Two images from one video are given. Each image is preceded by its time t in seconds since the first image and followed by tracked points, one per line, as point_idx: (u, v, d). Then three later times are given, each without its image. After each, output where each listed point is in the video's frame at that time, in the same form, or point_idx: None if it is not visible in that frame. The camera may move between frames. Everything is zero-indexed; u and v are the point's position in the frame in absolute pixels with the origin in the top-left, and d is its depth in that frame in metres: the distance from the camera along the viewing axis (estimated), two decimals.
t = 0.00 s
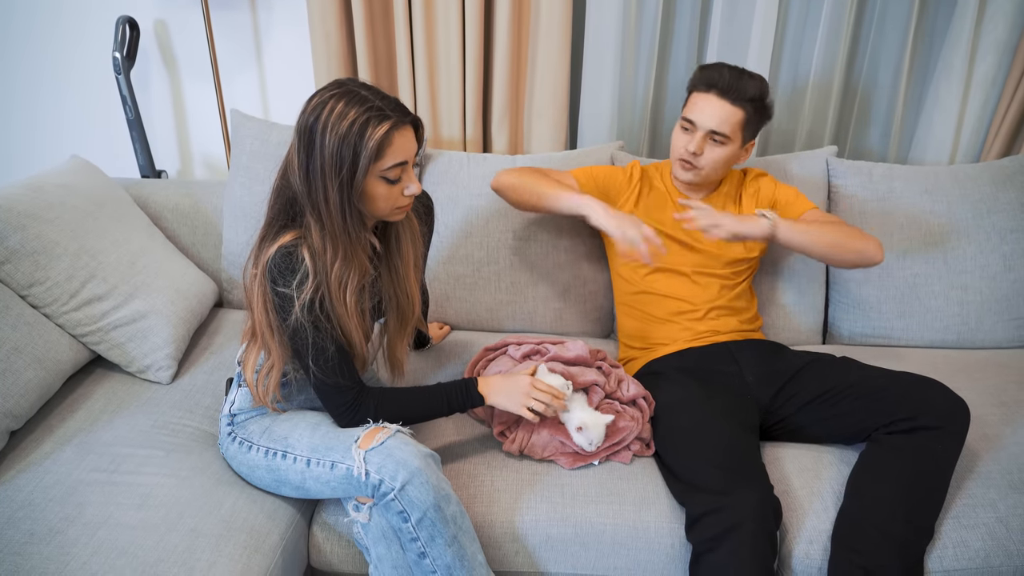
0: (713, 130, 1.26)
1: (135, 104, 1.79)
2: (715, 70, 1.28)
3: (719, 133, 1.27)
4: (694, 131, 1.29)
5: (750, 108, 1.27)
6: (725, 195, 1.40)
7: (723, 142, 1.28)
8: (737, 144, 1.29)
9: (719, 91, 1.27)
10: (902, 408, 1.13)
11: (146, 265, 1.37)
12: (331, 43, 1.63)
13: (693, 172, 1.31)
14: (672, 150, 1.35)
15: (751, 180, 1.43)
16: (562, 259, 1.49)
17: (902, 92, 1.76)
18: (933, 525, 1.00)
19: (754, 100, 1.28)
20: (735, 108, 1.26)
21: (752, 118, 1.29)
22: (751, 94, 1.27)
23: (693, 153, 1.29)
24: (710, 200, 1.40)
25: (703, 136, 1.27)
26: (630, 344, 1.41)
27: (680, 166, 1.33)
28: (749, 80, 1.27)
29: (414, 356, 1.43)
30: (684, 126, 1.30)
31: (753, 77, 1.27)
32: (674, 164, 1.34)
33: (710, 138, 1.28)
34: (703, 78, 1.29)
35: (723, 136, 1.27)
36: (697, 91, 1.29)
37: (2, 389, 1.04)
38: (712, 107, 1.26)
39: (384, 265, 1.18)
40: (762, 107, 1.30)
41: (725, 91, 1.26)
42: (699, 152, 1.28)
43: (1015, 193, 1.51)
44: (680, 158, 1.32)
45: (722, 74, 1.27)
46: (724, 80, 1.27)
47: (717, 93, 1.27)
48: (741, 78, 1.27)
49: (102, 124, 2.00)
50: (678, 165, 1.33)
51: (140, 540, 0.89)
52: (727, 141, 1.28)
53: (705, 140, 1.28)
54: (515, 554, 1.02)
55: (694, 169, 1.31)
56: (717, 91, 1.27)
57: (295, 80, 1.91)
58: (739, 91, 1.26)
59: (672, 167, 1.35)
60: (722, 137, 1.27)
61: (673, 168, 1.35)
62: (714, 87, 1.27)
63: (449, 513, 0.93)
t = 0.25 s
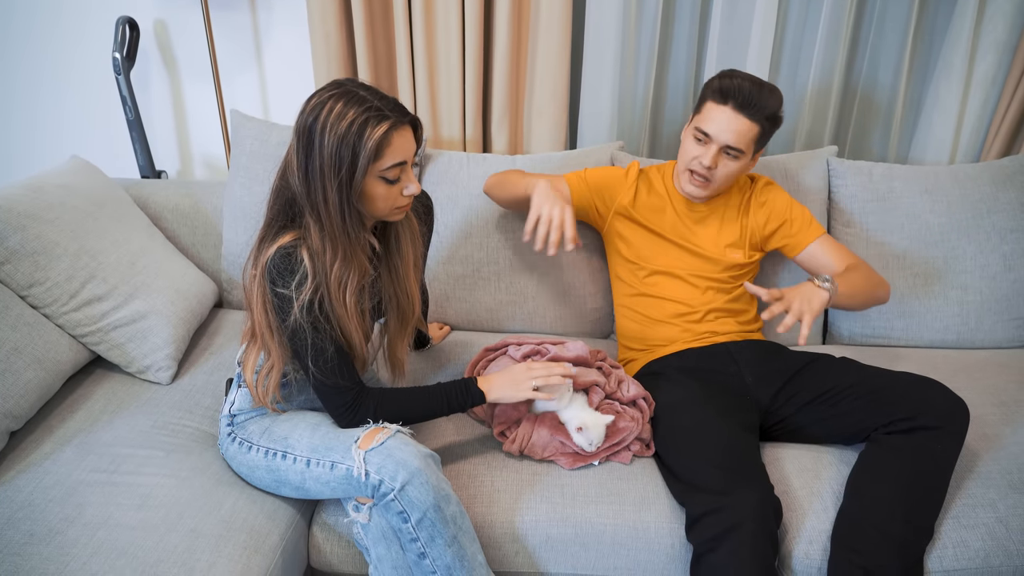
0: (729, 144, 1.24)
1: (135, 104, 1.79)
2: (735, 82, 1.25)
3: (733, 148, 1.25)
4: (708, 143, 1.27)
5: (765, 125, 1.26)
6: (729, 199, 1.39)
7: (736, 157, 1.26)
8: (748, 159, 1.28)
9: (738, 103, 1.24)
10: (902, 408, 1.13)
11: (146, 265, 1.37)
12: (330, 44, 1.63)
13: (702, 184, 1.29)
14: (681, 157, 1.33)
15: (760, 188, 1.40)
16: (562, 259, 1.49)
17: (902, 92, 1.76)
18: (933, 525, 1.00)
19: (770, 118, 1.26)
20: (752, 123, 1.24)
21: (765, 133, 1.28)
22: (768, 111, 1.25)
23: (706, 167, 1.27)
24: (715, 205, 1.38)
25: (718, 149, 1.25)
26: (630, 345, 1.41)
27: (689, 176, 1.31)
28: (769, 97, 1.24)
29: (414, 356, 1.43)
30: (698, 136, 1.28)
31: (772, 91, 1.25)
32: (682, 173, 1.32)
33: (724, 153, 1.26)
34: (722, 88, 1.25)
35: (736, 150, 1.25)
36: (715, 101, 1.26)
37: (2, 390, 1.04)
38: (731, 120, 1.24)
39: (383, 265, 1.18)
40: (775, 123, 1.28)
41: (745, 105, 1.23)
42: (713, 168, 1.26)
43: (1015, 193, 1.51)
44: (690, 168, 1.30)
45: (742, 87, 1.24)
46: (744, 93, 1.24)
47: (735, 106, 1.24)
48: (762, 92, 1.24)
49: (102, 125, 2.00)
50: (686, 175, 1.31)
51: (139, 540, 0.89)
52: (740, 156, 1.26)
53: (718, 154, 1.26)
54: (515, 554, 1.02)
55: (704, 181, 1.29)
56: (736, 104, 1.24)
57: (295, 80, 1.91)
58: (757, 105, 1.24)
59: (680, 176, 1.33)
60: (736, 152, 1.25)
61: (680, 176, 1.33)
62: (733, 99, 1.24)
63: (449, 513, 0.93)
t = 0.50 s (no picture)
0: (754, 138, 1.28)
1: (134, 106, 1.79)
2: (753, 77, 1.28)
3: (757, 141, 1.29)
4: (732, 137, 1.28)
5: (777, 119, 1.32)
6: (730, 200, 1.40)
7: (757, 149, 1.30)
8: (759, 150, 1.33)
9: (759, 98, 1.27)
10: (902, 409, 1.13)
11: (146, 267, 1.37)
12: (330, 45, 1.63)
13: (726, 178, 1.31)
14: (697, 153, 1.33)
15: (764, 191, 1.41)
16: (562, 260, 1.49)
17: (901, 92, 1.76)
18: (933, 526, 1.00)
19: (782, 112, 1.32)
20: (771, 115, 1.28)
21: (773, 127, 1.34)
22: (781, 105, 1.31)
23: (734, 161, 1.28)
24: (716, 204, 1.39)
25: (744, 143, 1.28)
26: (630, 345, 1.40)
27: (713, 171, 1.31)
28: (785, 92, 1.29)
29: (414, 357, 1.43)
30: (721, 131, 1.29)
31: (783, 85, 1.30)
32: (703, 168, 1.32)
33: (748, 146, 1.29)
34: (742, 83, 1.27)
35: (759, 142, 1.29)
36: (735, 95, 1.28)
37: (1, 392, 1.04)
38: (755, 114, 1.27)
39: (382, 266, 1.18)
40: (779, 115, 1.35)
41: (765, 98, 1.27)
42: (740, 161, 1.28)
43: (1015, 193, 1.51)
44: (714, 163, 1.30)
45: (761, 80, 1.27)
46: (764, 87, 1.27)
47: (757, 101, 1.27)
48: (778, 86, 1.28)
49: (102, 127, 2.00)
50: (708, 170, 1.31)
51: (139, 542, 0.88)
52: (760, 147, 1.30)
53: (745, 147, 1.28)
54: (515, 556, 1.02)
55: (727, 175, 1.31)
56: (757, 98, 1.27)
57: (294, 82, 1.91)
58: (775, 100, 1.29)
59: (699, 170, 1.32)
60: (757, 144, 1.30)
61: (699, 171, 1.33)
62: (754, 93, 1.27)
63: (449, 515, 0.93)
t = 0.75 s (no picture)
0: (754, 123, 1.28)
1: (134, 105, 1.78)
2: (750, 65, 1.30)
3: (757, 126, 1.29)
4: (732, 124, 1.29)
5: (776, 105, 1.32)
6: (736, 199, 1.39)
7: (757, 135, 1.30)
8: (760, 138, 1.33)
9: (755, 84, 1.28)
10: (903, 408, 1.13)
11: (145, 266, 1.37)
12: (329, 46, 1.63)
13: (730, 164, 1.30)
14: (699, 142, 1.32)
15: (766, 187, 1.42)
16: (562, 259, 1.49)
17: (902, 92, 1.76)
18: (934, 526, 1.00)
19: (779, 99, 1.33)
20: (769, 101, 1.29)
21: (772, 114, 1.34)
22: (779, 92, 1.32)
23: (736, 146, 1.28)
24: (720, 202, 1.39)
25: (744, 128, 1.28)
26: (630, 344, 1.41)
27: (717, 160, 1.30)
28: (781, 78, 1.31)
29: (414, 357, 1.43)
30: (720, 118, 1.29)
31: (780, 73, 1.31)
32: (706, 156, 1.31)
33: (748, 132, 1.29)
34: (740, 71, 1.29)
35: (759, 127, 1.29)
36: (732, 84, 1.29)
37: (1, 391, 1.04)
38: (753, 99, 1.27)
39: (382, 266, 1.18)
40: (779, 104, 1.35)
41: (762, 85, 1.28)
42: (742, 146, 1.28)
43: (1015, 193, 1.51)
44: (716, 150, 1.30)
45: (757, 68, 1.29)
46: (760, 74, 1.28)
47: (754, 87, 1.28)
48: (774, 74, 1.30)
49: (102, 126, 2.00)
50: (711, 157, 1.30)
51: (139, 542, 0.88)
52: (760, 133, 1.30)
53: (744, 132, 1.28)
54: (515, 555, 1.02)
55: (731, 162, 1.30)
56: (754, 85, 1.28)
57: (294, 81, 1.91)
58: (773, 86, 1.30)
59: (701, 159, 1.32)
60: (757, 129, 1.30)
61: (702, 160, 1.32)
62: (750, 81, 1.28)
63: (449, 515, 0.93)
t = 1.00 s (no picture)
0: (751, 116, 1.28)
1: (134, 102, 1.78)
2: (747, 59, 1.30)
3: (754, 119, 1.29)
4: (730, 118, 1.29)
5: (775, 98, 1.32)
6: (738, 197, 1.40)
7: (757, 128, 1.30)
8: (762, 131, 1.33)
9: (752, 78, 1.29)
10: (904, 405, 1.13)
11: (145, 264, 1.36)
12: (329, 43, 1.63)
13: (729, 159, 1.30)
14: (699, 139, 1.33)
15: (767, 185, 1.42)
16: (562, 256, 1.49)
17: (903, 88, 1.75)
18: (934, 523, 1.00)
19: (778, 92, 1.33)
20: (767, 94, 1.29)
21: (772, 108, 1.34)
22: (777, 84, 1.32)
23: (734, 139, 1.28)
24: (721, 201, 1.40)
25: (742, 121, 1.28)
26: (632, 341, 1.41)
27: (716, 154, 1.31)
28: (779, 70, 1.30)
29: (414, 354, 1.43)
30: (717, 113, 1.30)
31: (778, 66, 1.31)
32: (704, 152, 1.32)
33: (746, 125, 1.29)
34: (736, 65, 1.29)
35: (757, 121, 1.29)
36: (728, 78, 1.30)
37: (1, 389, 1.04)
38: (749, 93, 1.28)
39: (381, 264, 1.18)
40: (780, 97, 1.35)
41: (759, 78, 1.28)
42: (740, 139, 1.28)
43: (1017, 189, 1.50)
44: (714, 145, 1.30)
45: (754, 62, 1.29)
46: (756, 68, 1.29)
47: (750, 81, 1.28)
48: (771, 67, 1.30)
49: (102, 123, 1.99)
50: (710, 152, 1.31)
51: (139, 539, 0.88)
52: (760, 126, 1.30)
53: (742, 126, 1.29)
54: (515, 552, 1.02)
55: (730, 156, 1.30)
56: (751, 78, 1.28)
57: (294, 78, 1.90)
58: (770, 79, 1.30)
59: (701, 156, 1.33)
60: (756, 122, 1.30)
61: (701, 156, 1.33)
62: (746, 74, 1.29)
63: (449, 512, 0.93)
